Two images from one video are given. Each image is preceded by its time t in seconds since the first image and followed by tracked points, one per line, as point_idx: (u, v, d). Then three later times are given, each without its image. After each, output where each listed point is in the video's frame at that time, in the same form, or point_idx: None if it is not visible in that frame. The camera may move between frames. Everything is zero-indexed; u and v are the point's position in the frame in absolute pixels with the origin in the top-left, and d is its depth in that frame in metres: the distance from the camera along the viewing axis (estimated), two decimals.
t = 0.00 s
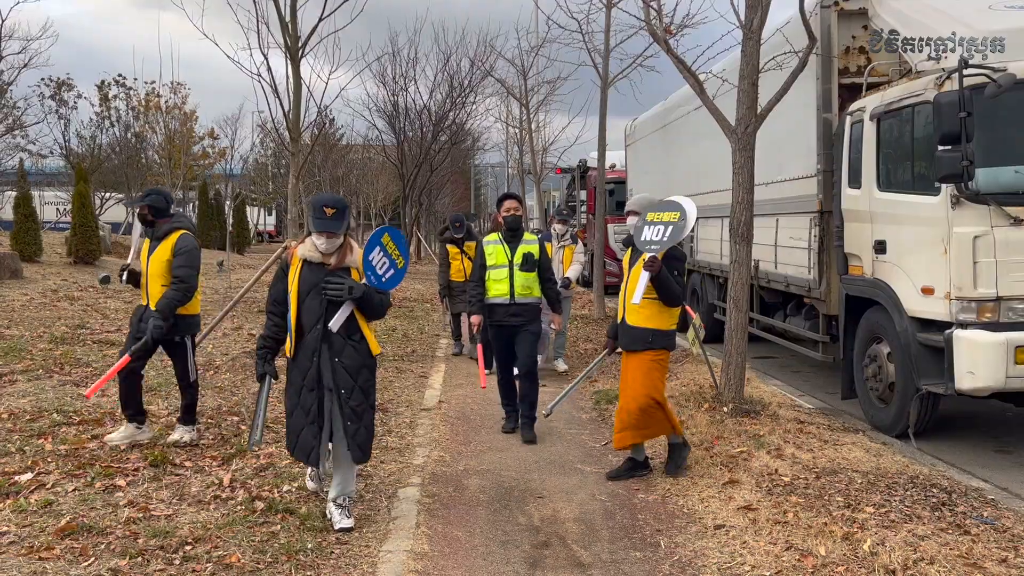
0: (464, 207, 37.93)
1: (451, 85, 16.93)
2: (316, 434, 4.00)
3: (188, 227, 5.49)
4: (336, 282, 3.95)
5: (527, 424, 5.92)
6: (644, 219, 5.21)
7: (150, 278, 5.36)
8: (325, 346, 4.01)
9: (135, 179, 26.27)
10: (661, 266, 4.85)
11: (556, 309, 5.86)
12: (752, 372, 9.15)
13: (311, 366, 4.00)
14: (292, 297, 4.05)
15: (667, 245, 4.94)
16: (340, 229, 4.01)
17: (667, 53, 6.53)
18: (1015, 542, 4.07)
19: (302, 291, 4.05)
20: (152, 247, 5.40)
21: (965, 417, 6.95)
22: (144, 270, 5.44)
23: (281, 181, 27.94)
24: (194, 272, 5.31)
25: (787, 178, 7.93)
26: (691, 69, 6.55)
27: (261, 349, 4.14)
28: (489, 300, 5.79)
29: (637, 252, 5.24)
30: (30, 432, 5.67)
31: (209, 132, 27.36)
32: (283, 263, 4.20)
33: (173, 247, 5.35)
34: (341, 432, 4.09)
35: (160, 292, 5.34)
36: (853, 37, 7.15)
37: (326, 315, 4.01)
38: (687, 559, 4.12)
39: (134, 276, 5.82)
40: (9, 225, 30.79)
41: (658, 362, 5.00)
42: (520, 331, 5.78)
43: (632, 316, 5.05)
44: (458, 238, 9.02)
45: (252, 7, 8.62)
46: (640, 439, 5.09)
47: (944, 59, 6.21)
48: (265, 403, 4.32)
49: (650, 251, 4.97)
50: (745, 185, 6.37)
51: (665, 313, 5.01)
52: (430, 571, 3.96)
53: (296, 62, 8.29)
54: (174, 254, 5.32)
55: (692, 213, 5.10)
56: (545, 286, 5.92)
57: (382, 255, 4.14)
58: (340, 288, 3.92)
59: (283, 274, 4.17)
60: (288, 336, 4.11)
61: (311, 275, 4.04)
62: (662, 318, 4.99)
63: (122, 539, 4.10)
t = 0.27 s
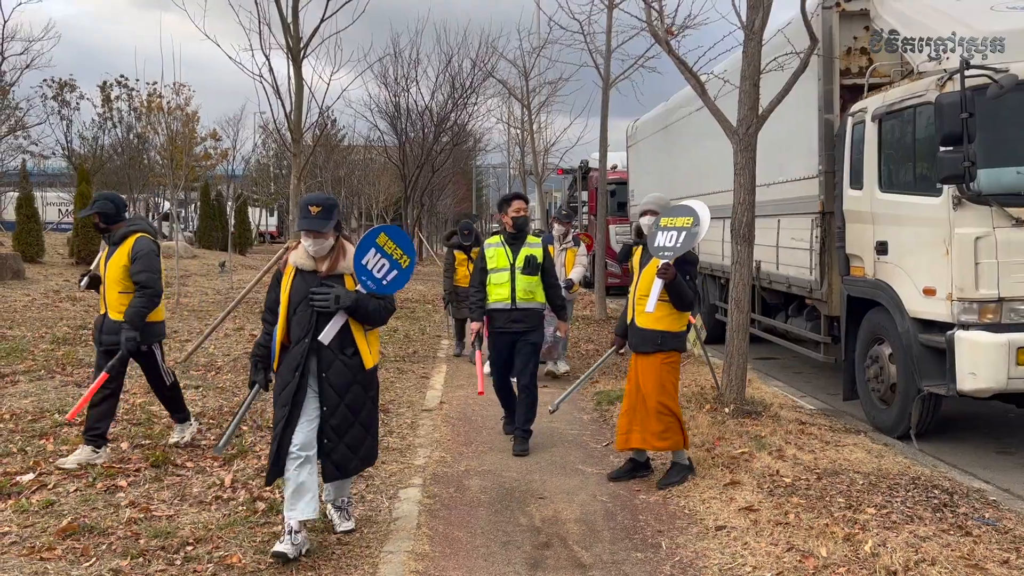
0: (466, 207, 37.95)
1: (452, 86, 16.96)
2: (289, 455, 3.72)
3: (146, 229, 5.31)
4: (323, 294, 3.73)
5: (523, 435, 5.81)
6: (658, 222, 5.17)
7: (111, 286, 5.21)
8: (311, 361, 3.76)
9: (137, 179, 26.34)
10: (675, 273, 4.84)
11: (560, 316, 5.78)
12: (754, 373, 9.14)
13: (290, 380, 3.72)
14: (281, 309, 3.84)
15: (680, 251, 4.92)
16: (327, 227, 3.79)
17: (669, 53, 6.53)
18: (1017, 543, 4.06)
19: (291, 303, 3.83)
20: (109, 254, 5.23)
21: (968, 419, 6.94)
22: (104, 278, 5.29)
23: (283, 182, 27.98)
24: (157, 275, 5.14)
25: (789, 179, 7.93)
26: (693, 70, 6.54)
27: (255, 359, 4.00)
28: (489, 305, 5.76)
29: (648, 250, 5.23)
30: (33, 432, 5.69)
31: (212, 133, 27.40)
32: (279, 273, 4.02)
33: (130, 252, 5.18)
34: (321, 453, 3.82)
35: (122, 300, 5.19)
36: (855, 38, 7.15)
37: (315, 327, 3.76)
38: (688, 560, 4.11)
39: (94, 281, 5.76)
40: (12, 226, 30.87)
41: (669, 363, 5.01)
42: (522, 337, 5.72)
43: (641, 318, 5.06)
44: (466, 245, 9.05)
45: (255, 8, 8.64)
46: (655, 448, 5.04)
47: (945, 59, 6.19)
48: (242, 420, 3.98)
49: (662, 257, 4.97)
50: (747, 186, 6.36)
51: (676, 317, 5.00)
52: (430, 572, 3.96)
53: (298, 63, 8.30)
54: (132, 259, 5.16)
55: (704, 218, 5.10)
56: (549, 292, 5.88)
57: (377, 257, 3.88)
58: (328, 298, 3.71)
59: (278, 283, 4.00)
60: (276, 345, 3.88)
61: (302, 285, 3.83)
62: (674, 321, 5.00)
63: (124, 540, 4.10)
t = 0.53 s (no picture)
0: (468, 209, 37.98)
1: (454, 87, 16.96)
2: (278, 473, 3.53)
3: (107, 226, 5.17)
4: (308, 296, 3.51)
5: (524, 436, 5.81)
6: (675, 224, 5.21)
7: (75, 285, 5.02)
8: (298, 368, 3.58)
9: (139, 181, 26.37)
10: (684, 276, 4.84)
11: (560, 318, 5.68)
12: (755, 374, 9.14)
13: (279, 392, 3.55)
14: (262, 315, 3.64)
15: (690, 254, 4.90)
16: (309, 219, 3.61)
17: (670, 55, 6.53)
18: (1019, 545, 4.06)
19: (273, 308, 3.63)
20: (69, 252, 5.05)
21: (969, 420, 6.94)
22: (63, 278, 5.09)
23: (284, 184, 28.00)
24: (131, 270, 5.03)
25: (790, 180, 7.93)
26: (694, 71, 6.54)
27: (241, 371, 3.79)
28: (487, 306, 5.67)
29: (663, 250, 5.28)
30: (34, 433, 5.70)
31: (214, 135, 27.43)
32: (256, 277, 3.80)
33: (94, 249, 5.03)
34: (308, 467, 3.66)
35: (86, 299, 5.02)
36: (857, 39, 7.16)
37: (301, 332, 3.58)
38: (690, 561, 4.11)
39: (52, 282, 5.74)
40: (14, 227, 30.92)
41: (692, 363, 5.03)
42: (522, 341, 5.63)
43: (654, 319, 5.08)
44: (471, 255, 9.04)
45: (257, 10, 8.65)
46: (679, 450, 5.06)
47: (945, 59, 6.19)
48: (240, 448, 3.85)
49: (674, 260, 4.97)
50: (748, 187, 6.35)
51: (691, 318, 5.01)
52: (431, 573, 3.96)
53: (300, 65, 8.31)
54: (96, 257, 5.01)
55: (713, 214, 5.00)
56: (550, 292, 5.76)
57: (363, 253, 3.76)
58: (314, 300, 3.49)
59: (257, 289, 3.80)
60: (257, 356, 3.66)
61: (284, 288, 3.63)
62: (688, 321, 5.00)
63: (125, 540, 4.10)
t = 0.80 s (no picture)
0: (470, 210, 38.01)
1: (456, 89, 16.98)
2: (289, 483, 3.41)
3: (79, 229, 5.06)
4: (313, 295, 3.36)
5: (524, 438, 5.81)
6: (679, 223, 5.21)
7: (49, 291, 4.89)
8: (302, 373, 3.42)
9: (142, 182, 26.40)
10: (683, 277, 4.81)
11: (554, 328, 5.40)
12: (758, 376, 9.12)
13: (284, 399, 3.42)
14: (257, 318, 3.42)
15: (689, 255, 4.89)
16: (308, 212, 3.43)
17: (672, 56, 6.53)
18: (1022, 547, 4.05)
19: (270, 309, 3.44)
20: (40, 257, 4.91)
21: (971, 422, 6.93)
22: (33, 284, 4.94)
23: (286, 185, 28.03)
24: (109, 273, 5.00)
25: (793, 182, 7.91)
26: (696, 73, 6.54)
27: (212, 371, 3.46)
28: (479, 315, 5.39)
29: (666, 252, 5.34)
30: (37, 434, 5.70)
31: (217, 136, 27.48)
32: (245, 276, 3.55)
33: (69, 253, 4.92)
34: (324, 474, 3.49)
35: (60, 304, 4.90)
36: (859, 40, 7.13)
37: (302, 335, 3.42)
38: (692, 563, 4.11)
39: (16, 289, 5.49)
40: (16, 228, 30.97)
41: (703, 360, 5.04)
42: (516, 352, 5.37)
43: (660, 319, 5.10)
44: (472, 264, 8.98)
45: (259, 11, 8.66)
46: (687, 452, 5.07)
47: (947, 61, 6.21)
48: (207, 462, 3.50)
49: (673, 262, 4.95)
50: (750, 189, 6.34)
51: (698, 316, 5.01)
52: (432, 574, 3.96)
53: (302, 66, 8.32)
54: (71, 262, 4.90)
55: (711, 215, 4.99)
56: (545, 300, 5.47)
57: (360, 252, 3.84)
58: (319, 299, 3.34)
59: (245, 289, 3.54)
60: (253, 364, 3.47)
61: (282, 288, 3.44)
62: (692, 323, 4.99)
63: (127, 541, 4.11)
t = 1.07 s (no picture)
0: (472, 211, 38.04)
1: (459, 91, 17.01)
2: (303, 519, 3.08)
3: (41, 241, 4.68)
4: (327, 315, 3.06)
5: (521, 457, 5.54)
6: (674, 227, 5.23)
7: None
8: (313, 399, 3.10)
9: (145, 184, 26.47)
10: (677, 275, 4.83)
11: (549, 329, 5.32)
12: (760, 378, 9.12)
13: (296, 426, 3.08)
14: (262, 338, 3.05)
15: (684, 255, 4.92)
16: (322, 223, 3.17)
17: (675, 58, 6.53)
18: None
19: (277, 329, 3.09)
20: None
21: (974, 425, 6.92)
22: None
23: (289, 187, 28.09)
24: (65, 292, 4.62)
25: (796, 184, 7.92)
26: (699, 75, 6.54)
27: (213, 396, 2.99)
28: (472, 313, 5.24)
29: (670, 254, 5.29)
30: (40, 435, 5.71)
31: (220, 138, 27.55)
32: (243, 291, 3.16)
33: (26, 265, 4.55)
34: (327, 507, 3.11)
35: (7, 319, 4.50)
36: (862, 43, 7.13)
37: (314, 358, 3.10)
38: (694, 565, 4.11)
39: None
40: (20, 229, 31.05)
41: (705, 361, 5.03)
42: (510, 352, 5.22)
43: (663, 319, 5.14)
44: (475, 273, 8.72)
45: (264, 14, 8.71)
46: (687, 454, 5.06)
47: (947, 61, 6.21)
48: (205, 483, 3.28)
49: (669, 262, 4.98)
50: (754, 191, 6.33)
51: (701, 319, 5.02)
52: None
53: (305, 68, 8.33)
54: (27, 276, 4.52)
55: (704, 218, 5.08)
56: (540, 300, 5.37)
57: (372, 273, 3.43)
58: (334, 320, 3.03)
59: (248, 304, 3.15)
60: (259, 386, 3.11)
61: (292, 305, 3.11)
62: (692, 324, 5.00)
63: (130, 542, 4.12)
